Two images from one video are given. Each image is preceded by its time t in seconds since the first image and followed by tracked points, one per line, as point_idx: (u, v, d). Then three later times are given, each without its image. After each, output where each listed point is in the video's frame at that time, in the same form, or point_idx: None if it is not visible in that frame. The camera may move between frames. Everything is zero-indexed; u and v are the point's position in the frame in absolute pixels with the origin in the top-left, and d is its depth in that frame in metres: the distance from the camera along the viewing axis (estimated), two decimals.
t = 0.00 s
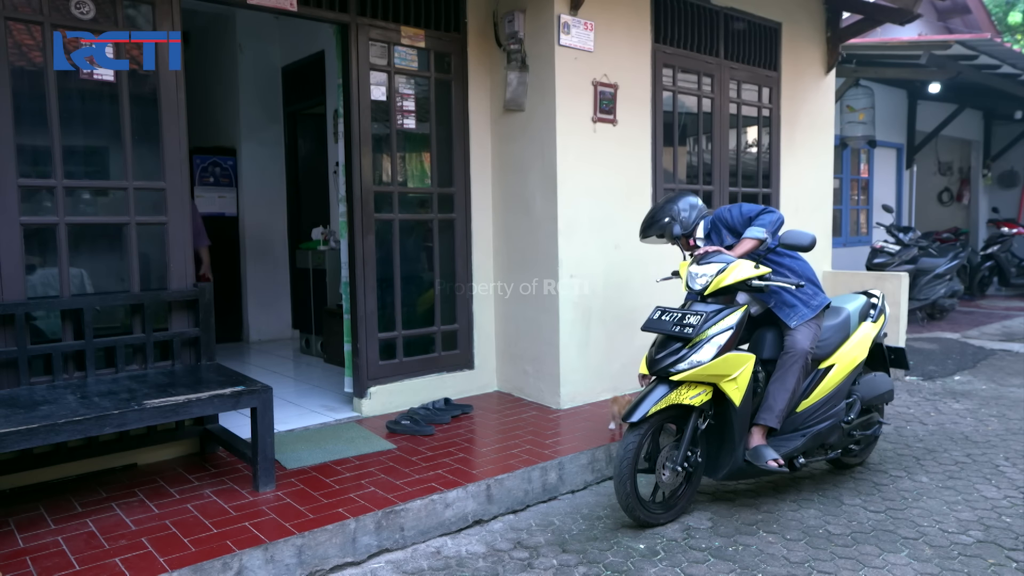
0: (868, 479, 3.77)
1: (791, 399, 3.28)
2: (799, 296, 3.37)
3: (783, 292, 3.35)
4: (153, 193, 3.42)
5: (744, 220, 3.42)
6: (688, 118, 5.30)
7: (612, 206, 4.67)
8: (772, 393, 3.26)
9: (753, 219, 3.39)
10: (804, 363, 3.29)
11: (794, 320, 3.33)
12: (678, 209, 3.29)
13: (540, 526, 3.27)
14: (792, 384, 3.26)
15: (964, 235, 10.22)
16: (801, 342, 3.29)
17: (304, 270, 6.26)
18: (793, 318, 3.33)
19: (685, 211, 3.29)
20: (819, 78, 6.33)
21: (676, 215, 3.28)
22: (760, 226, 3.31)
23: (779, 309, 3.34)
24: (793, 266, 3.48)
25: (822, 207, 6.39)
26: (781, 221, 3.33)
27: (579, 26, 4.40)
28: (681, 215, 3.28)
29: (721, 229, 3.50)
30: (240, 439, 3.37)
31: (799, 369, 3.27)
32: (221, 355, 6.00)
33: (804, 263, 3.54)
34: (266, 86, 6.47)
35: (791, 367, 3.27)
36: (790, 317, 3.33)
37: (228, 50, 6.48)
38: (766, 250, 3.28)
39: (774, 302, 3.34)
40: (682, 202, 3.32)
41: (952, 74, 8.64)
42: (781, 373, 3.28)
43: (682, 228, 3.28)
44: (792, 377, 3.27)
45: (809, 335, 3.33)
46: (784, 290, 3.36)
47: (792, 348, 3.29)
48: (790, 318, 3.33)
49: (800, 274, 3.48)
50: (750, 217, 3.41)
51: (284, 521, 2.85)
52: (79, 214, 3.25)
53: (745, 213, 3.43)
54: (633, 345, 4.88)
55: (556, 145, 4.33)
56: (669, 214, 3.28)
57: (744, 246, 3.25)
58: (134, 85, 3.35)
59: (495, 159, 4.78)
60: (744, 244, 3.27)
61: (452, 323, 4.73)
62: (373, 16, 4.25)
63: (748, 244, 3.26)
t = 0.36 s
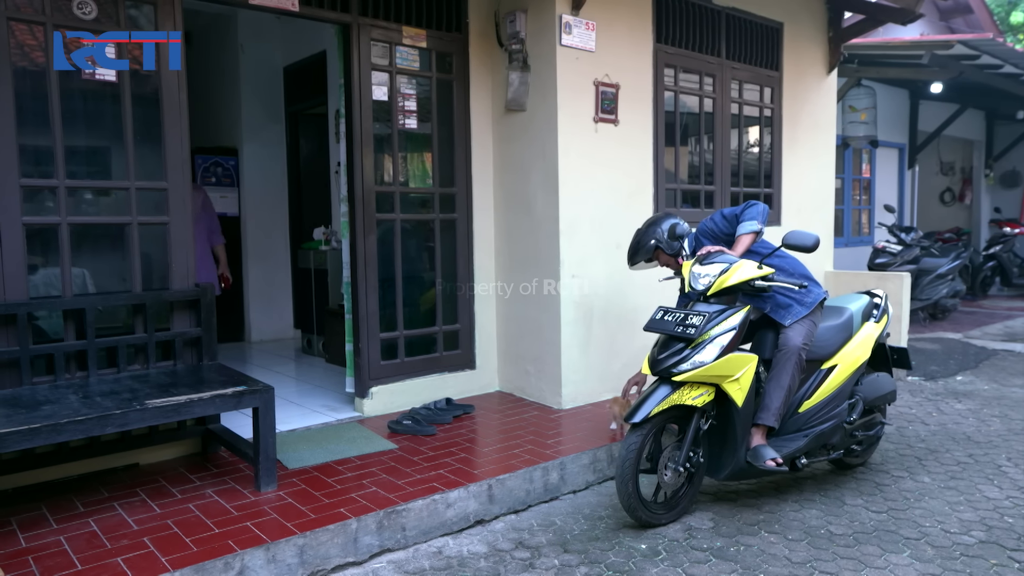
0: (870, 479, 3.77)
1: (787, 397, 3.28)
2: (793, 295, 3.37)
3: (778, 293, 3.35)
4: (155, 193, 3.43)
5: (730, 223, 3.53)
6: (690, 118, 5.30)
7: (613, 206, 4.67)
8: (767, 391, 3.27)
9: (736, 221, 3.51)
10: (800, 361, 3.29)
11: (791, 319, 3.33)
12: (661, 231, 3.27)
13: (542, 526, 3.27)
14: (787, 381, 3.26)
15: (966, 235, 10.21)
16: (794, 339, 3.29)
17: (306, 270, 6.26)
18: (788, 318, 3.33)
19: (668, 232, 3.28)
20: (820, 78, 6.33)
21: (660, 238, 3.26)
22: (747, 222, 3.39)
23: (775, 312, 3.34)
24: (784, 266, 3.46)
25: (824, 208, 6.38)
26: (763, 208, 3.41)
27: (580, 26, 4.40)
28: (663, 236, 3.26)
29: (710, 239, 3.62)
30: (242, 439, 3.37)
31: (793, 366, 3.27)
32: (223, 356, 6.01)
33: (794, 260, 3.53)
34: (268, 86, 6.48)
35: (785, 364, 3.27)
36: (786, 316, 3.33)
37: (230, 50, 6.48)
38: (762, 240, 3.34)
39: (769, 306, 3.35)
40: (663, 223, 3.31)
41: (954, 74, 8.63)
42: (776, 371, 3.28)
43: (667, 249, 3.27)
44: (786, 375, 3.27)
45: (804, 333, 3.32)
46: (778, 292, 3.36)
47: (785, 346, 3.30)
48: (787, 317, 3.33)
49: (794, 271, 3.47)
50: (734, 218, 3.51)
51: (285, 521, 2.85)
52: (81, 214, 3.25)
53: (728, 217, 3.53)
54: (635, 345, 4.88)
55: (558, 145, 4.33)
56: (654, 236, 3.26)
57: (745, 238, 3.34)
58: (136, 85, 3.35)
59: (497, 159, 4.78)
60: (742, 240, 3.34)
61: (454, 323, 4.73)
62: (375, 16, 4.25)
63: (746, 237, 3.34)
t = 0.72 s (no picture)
0: (873, 480, 3.76)
1: (789, 396, 3.28)
2: (794, 294, 3.36)
3: (779, 293, 3.35)
4: (158, 193, 3.43)
5: (729, 224, 3.53)
6: (693, 118, 5.30)
7: (616, 206, 4.67)
8: (768, 390, 3.27)
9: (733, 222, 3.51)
10: (801, 360, 3.29)
11: (792, 319, 3.33)
12: (659, 235, 3.24)
13: (544, 526, 3.27)
14: (788, 381, 3.26)
15: (969, 235, 10.20)
16: (795, 338, 3.29)
17: (308, 270, 6.26)
18: (789, 318, 3.33)
19: (666, 236, 3.24)
20: (823, 78, 6.32)
21: (658, 242, 3.23)
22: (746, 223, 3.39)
23: (777, 312, 3.34)
24: (784, 266, 3.46)
25: (827, 207, 6.38)
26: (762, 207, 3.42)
27: (583, 26, 4.41)
28: (660, 240, 3.23)
29: (708, 242, 3.62)
30: (244, 439, 3.37)
31: (794, 365, 3.27)
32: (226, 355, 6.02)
33: (793, 260, 3.52)
34: (271, 86, 6.48)
35: (785, 363, 3.28)
36: (788, 317, 3.33)
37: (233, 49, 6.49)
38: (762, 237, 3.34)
39: (771, 307, 3.34)
40: (661, 227, 3.27)
41: (957, 74, 8.61)
42: (777, 371, 3.28)
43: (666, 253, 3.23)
44: (787, 374, 3.27)
45: (805, 332, 3.32)
46: (779, 292, 3.35)
47: (787, 345, 3.29)
48: (788, 317, 3.33)
49: (793, 270, 3.47)
50: (732, 219, 3.52)
51: (288, 521, 2.85)
52: (84, 214, 3.26)
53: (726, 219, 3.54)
54: (637, 345, 4.88)
55: (561, 145, 4.33)
56: (652, 242, 3.23)
57: (745, 237, 3.34)
58: (139, 85, 3.36)
59: (499, 158, 4.78)
60: (741, 240, 3.35)
61: (456, 323, 4.73)
62: (378, 16, 4.26)
63: (745, 237, 3.34)
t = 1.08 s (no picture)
0: (876, 480, 3.76)
1: (791, 396, 3.28)
2: (797, 294, 3.36)
3: (782, 293, 3.34)
4: (161, 193, 3.44)
5: (732, 224, 3.52)
6: (695, 118, 5.29)
7: (618, 207, 4.67)
8: (771, 390, 3.27)
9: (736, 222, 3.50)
10: (804, 360, 3.29)
11: (794, 319, 3.33)
12: (660, 237, 3.23)
13: (546, 526, 3.27)
14: (791, 381, 3.26)
15: (973, 236, 10.17)
16: (798, 339, 3.29)
17: (311, 270, 6.27)
18: (792, 318, 3.33)
19: (667, 238, 3.23)
20: (826, 78, 6.31)
21: (659, 244, 3.21)
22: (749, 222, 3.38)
23: (780, 312, 3.34)
24: (786, 266, 3.45)
25: (829, 207, 6.37)
26: (765, 206, 3.41)
27: (585, 26, 4.41)
28: (661, 242, 3.22)
29: (711, 242, 3.62)
30: (247, 438, 3.38)
31: (797, 365, 3.27)
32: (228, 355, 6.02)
33: (795, 259, 3.52)
34: (274, 87, 6.49)
35: (788, 363, 3.28)
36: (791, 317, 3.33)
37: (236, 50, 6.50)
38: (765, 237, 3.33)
39: (774, 308, 3.34)
40: (662, 229, 3.26)
41: (961, 74, 8.60)
42: (780, 371, 3.28)
43: (667, 255, 3.22)
44: (790, 374, 3.27)
45: (808, 332, 3.32)
46: (783, 292, 3.35)
47: (789, 345, 3.29)
48: (791, 317, 3.33)
49: (796, 270, 3.46)
50: (735, 219, 3.51)
51: (290, 521, 2.85)
52: (87, 214, 3.26)
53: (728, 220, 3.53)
54: (640, 345, 4.88)
55: (563, 145, 4.32)
56: (653, 244, 3.22)
57: (748, 237, 3.33)
58: (143, 86, 3.37)
59: (502, 158, 4.78)
60: (744, 240, 3.34)
61: (459, 323, 4.73)
62: (380, 16, 4.26)
63: (749, 237, 3.33)
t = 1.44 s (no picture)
0: (879, 481, 3.75)
1: (794, 396, 3.27)
2: (798, 294, 3.35)
3: (784, 294, 3.33)
4: (164, 193, 3.45)
5: (733, 225, 3.52)
6: (698, 118, 5.29)
7: (621, 206, 4.66)
8: (773, 390, 3.27)
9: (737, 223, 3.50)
10: (805, 360, 3.28)
11: (796, 319, 3.32)
12: (662, 238, 3.22)
13: (549, 526, 3.27)
14: (793, 381, 3.25)
15: (976, 236, 10.15)
16: (800, 338, 3.28)
17: (314, 270, 6.27)
18: (794, 318, 3.32)
19: (667, 238, 3.23)
20: (829, 77, 6.30)
21: (660, 244, 3.21)
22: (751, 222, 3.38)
23: (782, 313, 3.33)
24: (787, 266, 3.45)
25: (832, 207, 6.36)
26: (767, 206, 3.41)
27: (588, 26, 4.41)
28: (662, 243, 3.21)
29: (712, 242, 3.61)
30: (250, 438, 3.38)
31: (799, 365, 3.27)
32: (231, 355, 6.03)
33: (796, 260, 3.52)
34: (276, 87, 6.50)
35: (789, 363, 3.28)
36: (793, 317, 3.32)
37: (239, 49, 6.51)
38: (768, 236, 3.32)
39: (776, 308, 3.33)
40: (663, 231, 3.26)
41: (964, 73, 8.59)
42: (781, 371, 3.28)
43: (668, 255, 3.21)
44: (792, 374, 3.26)
45: (810, 332, 3.31)
46: (785, 292, 3.34)
47: (791, 345, 3.29)
48: (793, 318, 3.32)
49: (798, 270, 3.45)
50: (736, 219, 3.50)
51: (293, 520, 2.86)
52: (91, 214, 3.27)
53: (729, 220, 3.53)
54: (642, 345, 4.88)
55: (566, 145, 4.33)
56: (654, 245, 3.21)
57: (750, 237, 3.33)
58: (145, 86, 3.38)
59: (504, 158, 4.78)
60: (744, 239, 3.34)
61: (461, 323, 4.73)
62: (383, 16, 4.26)
63: (750, 237, 3.33)
